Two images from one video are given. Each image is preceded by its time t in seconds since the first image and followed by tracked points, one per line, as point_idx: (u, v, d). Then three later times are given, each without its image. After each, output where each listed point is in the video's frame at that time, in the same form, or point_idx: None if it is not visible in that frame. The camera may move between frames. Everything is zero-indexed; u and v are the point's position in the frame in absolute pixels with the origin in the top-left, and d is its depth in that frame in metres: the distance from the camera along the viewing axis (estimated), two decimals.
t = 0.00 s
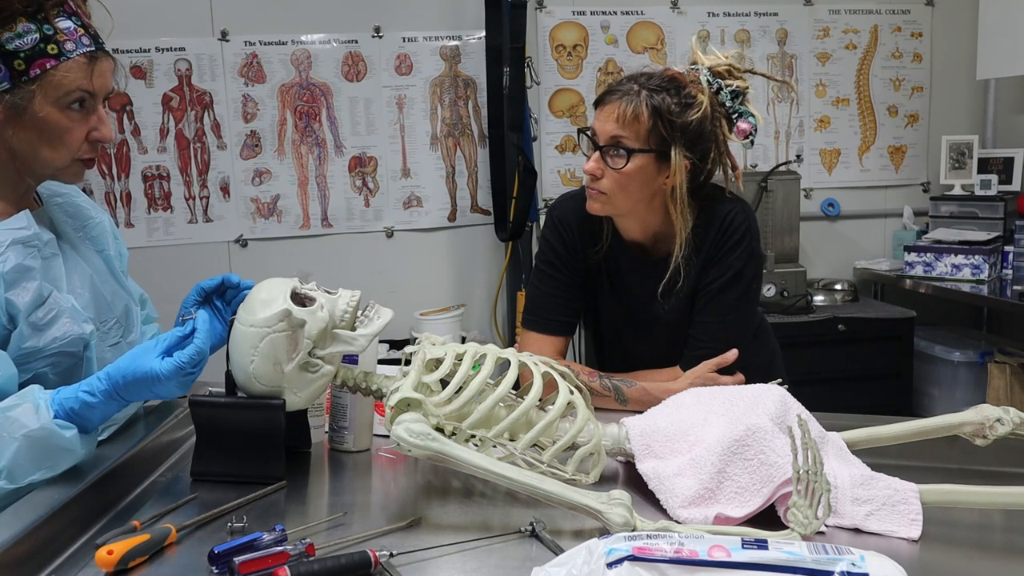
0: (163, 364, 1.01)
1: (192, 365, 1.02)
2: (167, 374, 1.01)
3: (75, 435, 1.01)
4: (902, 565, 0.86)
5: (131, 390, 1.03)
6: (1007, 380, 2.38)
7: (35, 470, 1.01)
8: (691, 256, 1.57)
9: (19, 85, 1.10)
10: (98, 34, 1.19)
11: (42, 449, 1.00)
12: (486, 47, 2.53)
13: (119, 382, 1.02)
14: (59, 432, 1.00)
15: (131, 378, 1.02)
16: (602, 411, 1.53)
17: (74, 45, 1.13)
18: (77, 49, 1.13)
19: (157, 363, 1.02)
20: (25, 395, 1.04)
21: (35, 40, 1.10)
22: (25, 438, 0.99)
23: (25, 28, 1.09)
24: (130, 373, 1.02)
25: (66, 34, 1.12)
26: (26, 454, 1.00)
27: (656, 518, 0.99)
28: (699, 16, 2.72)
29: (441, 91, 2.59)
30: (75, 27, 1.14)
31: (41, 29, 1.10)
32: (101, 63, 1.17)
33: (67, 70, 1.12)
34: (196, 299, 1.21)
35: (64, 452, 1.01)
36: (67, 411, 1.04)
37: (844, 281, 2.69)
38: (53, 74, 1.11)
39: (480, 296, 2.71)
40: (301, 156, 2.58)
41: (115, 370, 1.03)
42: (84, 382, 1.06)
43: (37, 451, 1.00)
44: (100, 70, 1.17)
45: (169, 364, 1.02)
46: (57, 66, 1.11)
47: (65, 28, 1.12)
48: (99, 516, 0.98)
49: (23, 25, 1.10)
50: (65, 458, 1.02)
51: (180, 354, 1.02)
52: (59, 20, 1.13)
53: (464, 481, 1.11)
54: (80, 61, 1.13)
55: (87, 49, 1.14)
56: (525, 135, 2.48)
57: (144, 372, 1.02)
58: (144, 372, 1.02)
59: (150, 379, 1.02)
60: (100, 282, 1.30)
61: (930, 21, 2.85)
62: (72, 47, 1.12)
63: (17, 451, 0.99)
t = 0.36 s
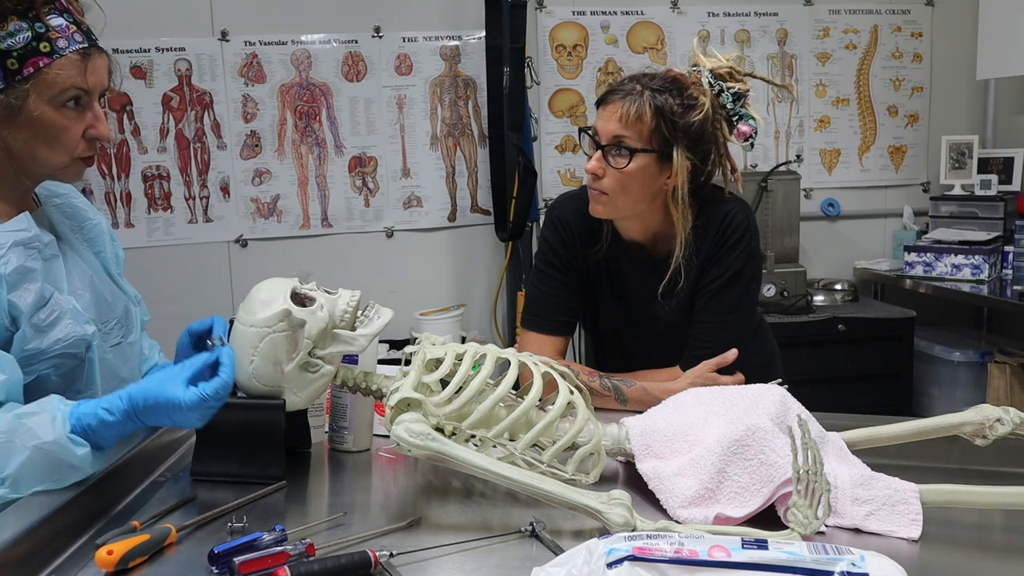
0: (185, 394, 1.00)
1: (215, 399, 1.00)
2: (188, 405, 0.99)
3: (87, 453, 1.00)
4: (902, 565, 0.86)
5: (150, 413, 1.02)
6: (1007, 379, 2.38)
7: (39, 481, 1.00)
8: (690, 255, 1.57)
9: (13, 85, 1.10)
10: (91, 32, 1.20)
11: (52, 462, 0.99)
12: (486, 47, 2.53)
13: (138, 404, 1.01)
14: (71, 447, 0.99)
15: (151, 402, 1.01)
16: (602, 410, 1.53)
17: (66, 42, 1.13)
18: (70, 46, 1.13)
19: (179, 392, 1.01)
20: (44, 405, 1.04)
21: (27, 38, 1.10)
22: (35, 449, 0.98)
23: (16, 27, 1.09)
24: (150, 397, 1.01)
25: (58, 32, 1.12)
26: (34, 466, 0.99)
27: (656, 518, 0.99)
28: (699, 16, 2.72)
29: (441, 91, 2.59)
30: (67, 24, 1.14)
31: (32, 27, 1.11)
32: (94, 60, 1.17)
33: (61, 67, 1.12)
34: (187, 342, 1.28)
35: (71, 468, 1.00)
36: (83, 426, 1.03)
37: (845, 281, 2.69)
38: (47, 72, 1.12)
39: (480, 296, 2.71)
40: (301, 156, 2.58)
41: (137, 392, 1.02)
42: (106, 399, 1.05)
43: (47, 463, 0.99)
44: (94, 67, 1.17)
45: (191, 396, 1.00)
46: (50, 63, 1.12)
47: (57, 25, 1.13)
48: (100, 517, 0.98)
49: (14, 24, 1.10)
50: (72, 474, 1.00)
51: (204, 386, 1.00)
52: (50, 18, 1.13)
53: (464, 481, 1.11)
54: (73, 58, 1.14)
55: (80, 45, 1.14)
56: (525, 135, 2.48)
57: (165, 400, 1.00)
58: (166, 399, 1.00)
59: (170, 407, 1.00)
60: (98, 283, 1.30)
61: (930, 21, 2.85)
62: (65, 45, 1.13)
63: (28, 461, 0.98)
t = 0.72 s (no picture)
0: (199, 418, 0.99)
1: (227, 423, 1.00)
2: (201, 429, 0.99)
3: (96, 465, 1.00)
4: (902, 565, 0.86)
5: (162, 433, 1.01)
6: (1007, 379, 2.38)
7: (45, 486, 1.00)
8: (690, 255, 1.57)
9: (14, 86, 1.11)
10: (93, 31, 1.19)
11: (60, 469, 0.99)
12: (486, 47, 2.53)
13: (152, 423, 1.01)
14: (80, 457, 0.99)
15: (164, 422, 1.00)
16: (602, 410, 1.53)
17: (67, 42, 1.12)
18: (70, 46, 1.13)
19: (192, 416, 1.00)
20: (57, 413, 1.04)
21: (28, 39, 1.10)
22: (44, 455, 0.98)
23: (16, 28, 1.10)
24: (164, 417, 1.00)
25: (59, 32, 1.12)
26: (42, 469, 0.99)
27: (656, 518, 0.99)
28: (699, 16, 2.72)
29: (441, 91, 2.59)
30: (68, 24, 1.14)
31: (33, 28, 1.11)
32: (96, 59, 1.16)
33: (62, 67, 1.12)
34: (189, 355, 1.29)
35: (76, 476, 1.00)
36: (93, 439, 1.02)
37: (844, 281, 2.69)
38: (47, 73, 1.11)
39: (480, 296, 2.71)
40: (301, 156, 2.58)
41: (151, 412, 1.01)
42: (117, 413, 1.04)
43: (55, 470, 0.99)
44: (96, 67, 1.16)
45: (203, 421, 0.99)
46: (51, 64, 1.11)
47: (57, 26, 1.12)
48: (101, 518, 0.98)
49: (15, 25, 1.10)
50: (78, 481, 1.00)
51: (218, 411, 1.00)
52: (50, 18, 1.13)
53: (464, 481, 1.11)
54: (74, 58, 1.13)
55: (80, 45, 1.14)
56: (525, 135, 2.48)
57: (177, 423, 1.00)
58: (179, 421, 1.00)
59: (183, 429, 1.00)
60: (102, 283, 1.30)
61: (930, 21, 2.85)
62: (65, 45, 1.12)
63: (37, 464, 0.98)
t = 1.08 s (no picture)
0: (199, 413, 0.99)
1: (227, 419, 1.00)
2: (201, 424, 0.98)
3: (96, 462, 1.00)
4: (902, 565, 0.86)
5: (162, 429, 1.01)
6: (1007, 379, 2.38)
7: (46, 484, 1.00)
8: (691, 255, 1.57)
9: (15, 87, 1.11)
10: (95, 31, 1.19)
11: (60, 467, 0.99)
12: (486, 47, 2.53)
13: (152, 418, 1.01)
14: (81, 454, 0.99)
15: (164, 417, 1.00)
16: (602, 410, 1.53)
17: (68, 42, 1.12)
18: (71, 46, 1.13)
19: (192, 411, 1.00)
20: (59, 411, 1.04)
21: (28, 40, 1.10)
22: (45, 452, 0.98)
23: (17, 29, 1.10)
24: (164, 412, 1.00)
25: (59, 32, 1.12)
26: (43, 468, 0.99)
27: (656, 518, 0.99)
28: (699, 16, 2.72)
29: (441, 91, 2.59)
30: (68, 24, 1.13)
31: (33, 28, 1.11)
32: (97, 59, 1.16)
33: (63, 68, 1.12)
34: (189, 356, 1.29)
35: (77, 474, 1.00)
36: (94, 436, 1.01)
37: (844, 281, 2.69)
38: (48, 73, 1.11)
39: (480, 296, 2.71)
40: (301, 156, 2.58)
41: (152, 408, 1.01)
42: (118, 411, 1.04)
43: (56, 468, 0.99)
44: (97, 67, 1.16)
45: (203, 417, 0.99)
46: (51, 64, 1.11)
47: (58, 26, 1.12)
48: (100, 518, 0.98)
49: (15, 25, 1.10)
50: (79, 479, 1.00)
51: (219, 406, 0.99)
52: (51, 18, 1.13)
53: (463, 481, 1.11)
54: (75, 58, 1.13)
55: (81, 45, 1.13)
56: (525, 135, 2.48)
57: (177, 418, 1.00)
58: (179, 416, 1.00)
59: (183, 425, 0.99)
60: (103, 282, 1.30)
61: (930, 21, 2.85)
62: (66, 45, 1.12)
63: (38, 462, 0.98)
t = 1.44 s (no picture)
0: (187, 392, 1.02)
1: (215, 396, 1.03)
2: (190, 403, 1.01)
3: (83, 445, 1.00)
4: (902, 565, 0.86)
5: (147, 408, 1.03)
6: (1007, 379, 2.38)
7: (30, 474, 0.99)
8: (691, 255, 1.57)
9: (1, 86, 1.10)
10: (87, 32, 1.18)
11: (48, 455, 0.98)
12: (486, 47, 2.53)
13: (136, 400, 1.02)
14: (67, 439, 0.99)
15: (149, 398, 1.02)
16: (602, 410, 1.53)
17: (55, 44, 1.12)
18: (58, 48, 1.12)
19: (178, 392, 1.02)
20: (37, 397, 1.02)
21: (15, 41, 1.10)
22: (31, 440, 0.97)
23: (4, 29, 1.09)
24: (149, 392, 1.02)
25: (46, 33, 1.11)
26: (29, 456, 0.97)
27: (657, 518, 0.99)
28: (699, 16, 2.72)
29: (441, 91, 2.59)
30: (57, 26, 1.13)
31: (21, 29, 1.10)
32: (86, 61, 1.15)
33: (46, 70, 1.12)
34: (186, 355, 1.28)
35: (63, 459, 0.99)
36: (78, 420, 1.02)
37: (844, 281, 2.69)
38: (33, 75, 1.11)
39: (480, 296, 2.71)
40: (301, 156, 2.58)
41: (135, 388, 1.02)
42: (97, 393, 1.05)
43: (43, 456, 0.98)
44: (85, 69, 1.15)
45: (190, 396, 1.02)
46: (37, 66, 1.11)
47: (45, 27, 1.12)
48: (101, 517, 0.98)
49: (3, 26, 1.10)
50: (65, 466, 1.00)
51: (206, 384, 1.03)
52: (40, 19, 1.12)
53: (464, 481, 1.11)
54: (61, 61, 1.13)
55: (68, 47, 1.13)
56: (525, 135, 2.48)
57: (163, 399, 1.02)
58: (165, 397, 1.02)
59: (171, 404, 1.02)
60: (102, 281, 1.30)
61: (930, 21, 2.85)
62: (52, 46, 1.11)
63: (23, 450, 0.97)
